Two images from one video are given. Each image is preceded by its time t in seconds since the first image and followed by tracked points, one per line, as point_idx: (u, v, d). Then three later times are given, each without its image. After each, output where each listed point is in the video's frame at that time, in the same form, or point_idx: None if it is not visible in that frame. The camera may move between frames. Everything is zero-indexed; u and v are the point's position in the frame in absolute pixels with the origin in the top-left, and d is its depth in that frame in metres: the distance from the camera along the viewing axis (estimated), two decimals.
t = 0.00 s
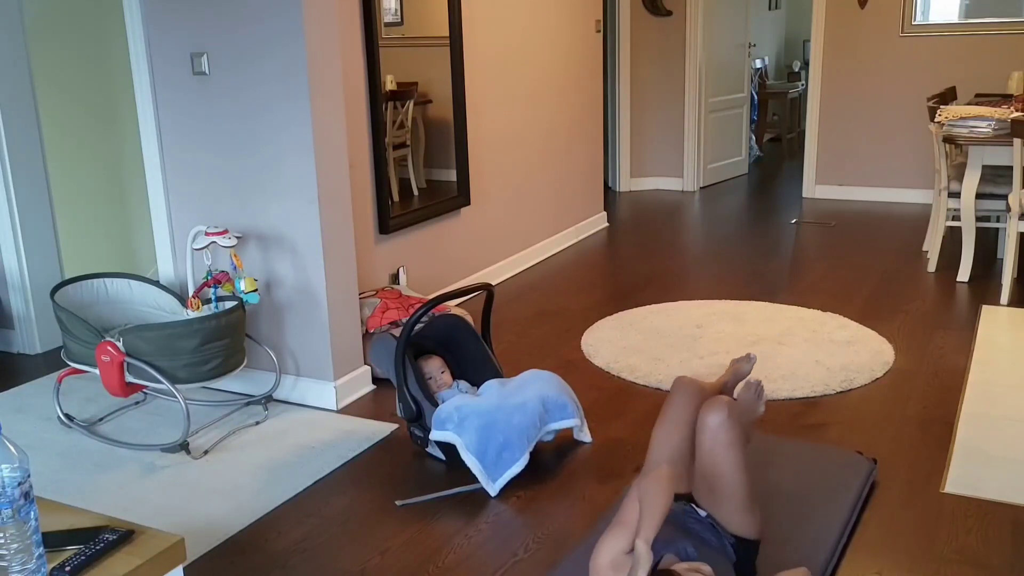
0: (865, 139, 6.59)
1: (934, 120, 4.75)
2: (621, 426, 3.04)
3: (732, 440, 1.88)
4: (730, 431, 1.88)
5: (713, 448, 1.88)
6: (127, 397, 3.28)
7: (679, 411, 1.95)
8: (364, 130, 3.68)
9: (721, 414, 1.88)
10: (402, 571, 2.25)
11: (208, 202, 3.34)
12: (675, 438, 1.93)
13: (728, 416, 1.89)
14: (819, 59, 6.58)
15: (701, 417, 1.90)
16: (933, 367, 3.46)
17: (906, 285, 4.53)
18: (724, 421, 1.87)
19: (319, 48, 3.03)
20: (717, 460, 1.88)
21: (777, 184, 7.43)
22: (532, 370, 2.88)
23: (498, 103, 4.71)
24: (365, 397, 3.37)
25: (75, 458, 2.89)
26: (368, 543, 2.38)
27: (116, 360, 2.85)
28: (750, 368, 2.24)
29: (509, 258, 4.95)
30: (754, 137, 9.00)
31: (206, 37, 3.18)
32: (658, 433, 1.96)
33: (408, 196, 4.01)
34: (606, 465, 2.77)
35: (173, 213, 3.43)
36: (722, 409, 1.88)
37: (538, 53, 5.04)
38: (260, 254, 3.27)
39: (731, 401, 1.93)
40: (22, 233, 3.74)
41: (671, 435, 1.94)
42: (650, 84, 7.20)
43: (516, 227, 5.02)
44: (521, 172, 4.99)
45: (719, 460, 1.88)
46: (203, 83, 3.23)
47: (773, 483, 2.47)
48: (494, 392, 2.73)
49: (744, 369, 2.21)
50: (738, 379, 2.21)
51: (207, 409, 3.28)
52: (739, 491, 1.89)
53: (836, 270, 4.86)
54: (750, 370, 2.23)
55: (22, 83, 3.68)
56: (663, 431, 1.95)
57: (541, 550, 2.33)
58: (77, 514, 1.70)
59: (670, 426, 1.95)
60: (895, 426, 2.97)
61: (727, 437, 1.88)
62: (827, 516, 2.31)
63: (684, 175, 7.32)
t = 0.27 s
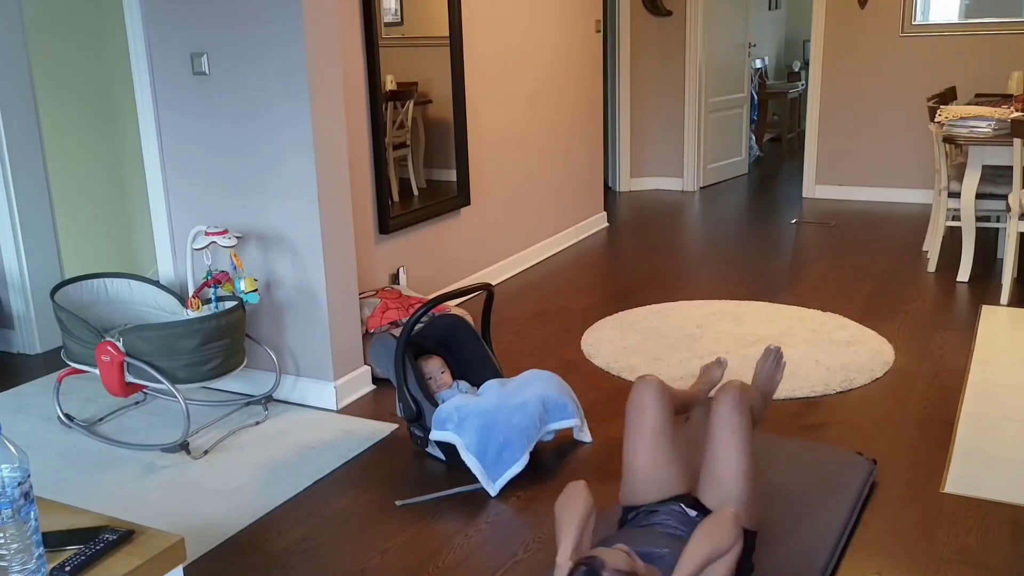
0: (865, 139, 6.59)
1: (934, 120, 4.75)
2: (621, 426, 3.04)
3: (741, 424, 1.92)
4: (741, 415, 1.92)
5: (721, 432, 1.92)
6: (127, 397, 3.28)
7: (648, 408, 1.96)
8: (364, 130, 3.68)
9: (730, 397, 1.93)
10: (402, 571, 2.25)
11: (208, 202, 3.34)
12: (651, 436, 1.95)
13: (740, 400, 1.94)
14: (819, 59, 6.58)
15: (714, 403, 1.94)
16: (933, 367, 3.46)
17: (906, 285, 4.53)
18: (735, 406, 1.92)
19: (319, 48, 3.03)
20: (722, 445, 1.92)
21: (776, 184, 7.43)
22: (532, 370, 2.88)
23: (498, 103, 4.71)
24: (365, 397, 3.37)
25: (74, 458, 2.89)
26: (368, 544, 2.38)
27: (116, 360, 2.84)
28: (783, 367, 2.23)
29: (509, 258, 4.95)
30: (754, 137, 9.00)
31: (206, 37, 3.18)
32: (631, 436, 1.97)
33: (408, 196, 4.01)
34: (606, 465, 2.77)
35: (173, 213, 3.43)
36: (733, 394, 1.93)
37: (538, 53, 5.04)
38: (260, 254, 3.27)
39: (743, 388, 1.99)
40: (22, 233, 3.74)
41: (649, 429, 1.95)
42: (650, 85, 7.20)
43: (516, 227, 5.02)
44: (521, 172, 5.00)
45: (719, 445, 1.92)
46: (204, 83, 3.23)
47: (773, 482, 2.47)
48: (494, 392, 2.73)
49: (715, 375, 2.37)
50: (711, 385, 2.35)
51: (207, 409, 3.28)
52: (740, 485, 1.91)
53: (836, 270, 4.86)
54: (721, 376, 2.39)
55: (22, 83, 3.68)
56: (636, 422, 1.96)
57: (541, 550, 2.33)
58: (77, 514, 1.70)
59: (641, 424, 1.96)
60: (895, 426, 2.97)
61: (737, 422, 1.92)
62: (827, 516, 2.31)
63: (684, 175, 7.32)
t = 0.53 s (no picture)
0: (865, 139, 6.59)
1: (934, 120, 4.75)
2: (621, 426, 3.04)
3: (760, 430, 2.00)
4: (760, 422, 2.02)
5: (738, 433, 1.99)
6: (127, 397, 3.28)
7: (626, 443, 2.00)
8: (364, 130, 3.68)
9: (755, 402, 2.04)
10: (402, 571, 2.25)
11: (208, 202, 3.34)
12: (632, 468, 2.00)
13: (764, 409, 2.04)
14: (819, 59, 6.58)
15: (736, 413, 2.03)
16: (933, 367, 3.46)
17: (906, 285, 4.53)
18: (756, 413, 2.02)
19: (319, 48, 3.03)
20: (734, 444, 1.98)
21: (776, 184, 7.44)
22: (532, 370, 2.88)
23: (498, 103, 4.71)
24: (365, 397, 3.37)
25: (74, 458, 2.89)
26: (368, 544, 2.38)
27: (116, 359, 2.84)
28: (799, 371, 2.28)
29: (509, 258, 4.95)
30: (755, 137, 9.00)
31: (206, 37, 3.18)
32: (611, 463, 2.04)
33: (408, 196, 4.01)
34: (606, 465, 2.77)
35: (173, 213, 3.43)
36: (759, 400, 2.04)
37: (537, 53, 5.04)
38: (260, 254, 3.27)
39: (767, 400, 2.08)
40: (22, 233, 3.74)
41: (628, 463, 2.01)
42: (650, 85, 7.20)
43: (516, 227, 5.02)
44: (521, 172, 5.00)
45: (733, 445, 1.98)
46: (204, 83, 3.23)
47: (773, 483, 2.47)
48: (494, 392, 2.73)
49: (714, 387, 2.13)
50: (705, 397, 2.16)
51: (207, 409, 3.28)
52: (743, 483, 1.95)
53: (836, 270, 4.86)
54: (721, 385, 2.14)
55: (23, 83, 3.68)
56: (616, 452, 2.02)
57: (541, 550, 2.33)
58: (77, 514, 1.70)
59: (617, 458, 2.02)
60: (895, 426, 2.97)
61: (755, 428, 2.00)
62: (827, 516, 2.31)
63: (684, 175, 7.32)
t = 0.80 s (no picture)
0: (865, 139, 6.59)
1: (934, 120, 4.75)
2: (621, 426, 3.04)
3: (782, 434, 2.03)
4: (781, 428, 2.04)
5: (760, 435, 2.02)
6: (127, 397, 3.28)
7: (647, 425, 2.05)
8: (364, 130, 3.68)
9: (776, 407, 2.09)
10: (402, 571, 2.25)
11: (208, 202, 3.34)
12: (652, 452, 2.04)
13: (786, 415, 2.07)
14: (819, 59, 6.58)
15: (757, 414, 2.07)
16: (933, 367, 3.46)
17: (907, 285, 4.53)
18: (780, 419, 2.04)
19: (319, 48, 3.03)
20: (754, 447, 2.00)
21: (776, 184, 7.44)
22: (532, 370, 2.88)
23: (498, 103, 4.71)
24: (365, 397, 3.37)
25: (75, 458, 2.89)
26: (368, 544, 2.38)
27: (116, 360, 2.84)
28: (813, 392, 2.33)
29: (509, 258, 4.95)
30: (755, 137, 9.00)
31: (206, 37, 3.18)
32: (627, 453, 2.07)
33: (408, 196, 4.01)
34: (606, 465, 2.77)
35: (173, 213, 3.43)
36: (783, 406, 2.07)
37: (537, 53, 5.04)
38: (260, 254, 3.27)
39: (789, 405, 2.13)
40: (22, 233, 3.74)
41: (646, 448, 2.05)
42: (650, 85, 7.20)
43: (516, 227, 5.02)
44: (521, 172, 5.00)
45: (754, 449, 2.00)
46: (203, 83, 3.23)
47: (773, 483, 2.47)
48: (494, 393, 2.73)
49: (729, 359, 2.39)
50: (722, 372, 2.38)
51: (207, 409, 3.28)
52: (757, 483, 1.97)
53: (836, 270, 4.86)
54: (735, 359, 2.40)
55: (23, 83, 3.68)
56: (635, 440, 2.06)
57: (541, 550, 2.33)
58: (77, 514, 1.70)
59: (635, 441, 2.06)
60: (895, 426, 2.97)
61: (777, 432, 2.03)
62: (827, 516, 2.31)
63: (684, 175, 7.32)
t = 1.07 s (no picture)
0: (866, 139, 6.59)
1: (934, 120, 4.75)
2: (621, 426, 3.04)
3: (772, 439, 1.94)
4: (773, 430, 1.94)
5: (749, 439, 1.94)
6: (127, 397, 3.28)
7: (669, 412, 1.96)
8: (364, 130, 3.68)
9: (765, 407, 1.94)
10: (402, 571, 2.25)
11: (208, 202, 3.34)
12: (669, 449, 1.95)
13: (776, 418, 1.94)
14: (819, 59, 6.58)
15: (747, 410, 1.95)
16: (933, 367, 3.46)
17: (907, 285, 4.53)
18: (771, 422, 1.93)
19: (319, 48, 3.03)
20: (745, 451, 1.94)
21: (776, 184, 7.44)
22: (532, 370, 2.88)
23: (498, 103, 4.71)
24: (365, 397, 3.37)
25: (75, 458, 2.89)
26: (368, 544, 2.38)
27: (116, 359, 2.84)
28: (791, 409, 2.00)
29: (509, 258, 4.95)
30: (755, 137, 9.00)
31: (206, 37, 3.18)
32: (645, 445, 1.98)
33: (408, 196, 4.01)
34: (606, 465, 2.77)
35: (173, 213, 3.43)
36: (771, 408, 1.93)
37: (538, 53, 5.04)
38: (260, 254, 3.27)
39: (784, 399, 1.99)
40: (22, 233, 3.74)
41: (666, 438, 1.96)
42: (650, 85, 7.20)
43: (516, 227, 5.02)
44: (521, 171, 5.00)
45: (747, 451, 1.94)
46: (203, 83, 3.23)
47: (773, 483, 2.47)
48: (494, 393, 2.73)
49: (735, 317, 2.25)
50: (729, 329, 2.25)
51: (207, 408, 3.29)
52: (756, 485, 1.92)
53: (836, 270, 4.86)
54: (741, 318, 2.26)
55: (23, 83, 3.69)
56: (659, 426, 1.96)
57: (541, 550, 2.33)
58: (78, 514, 1.70)
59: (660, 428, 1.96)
60: (895, 426, 2.97)
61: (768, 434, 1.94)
62: (827, 516, 2.31)
63: (684, 175, 7.32)
